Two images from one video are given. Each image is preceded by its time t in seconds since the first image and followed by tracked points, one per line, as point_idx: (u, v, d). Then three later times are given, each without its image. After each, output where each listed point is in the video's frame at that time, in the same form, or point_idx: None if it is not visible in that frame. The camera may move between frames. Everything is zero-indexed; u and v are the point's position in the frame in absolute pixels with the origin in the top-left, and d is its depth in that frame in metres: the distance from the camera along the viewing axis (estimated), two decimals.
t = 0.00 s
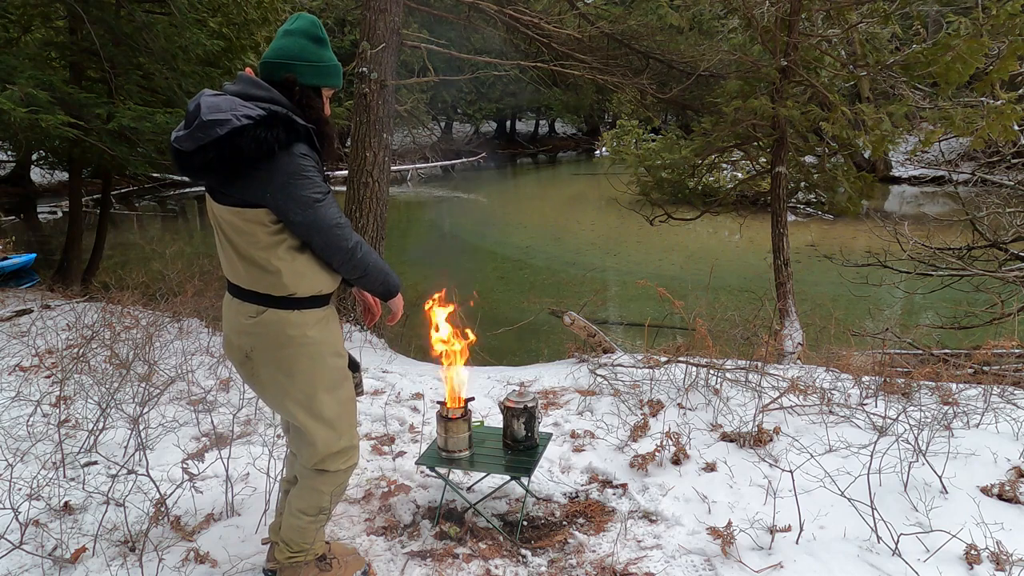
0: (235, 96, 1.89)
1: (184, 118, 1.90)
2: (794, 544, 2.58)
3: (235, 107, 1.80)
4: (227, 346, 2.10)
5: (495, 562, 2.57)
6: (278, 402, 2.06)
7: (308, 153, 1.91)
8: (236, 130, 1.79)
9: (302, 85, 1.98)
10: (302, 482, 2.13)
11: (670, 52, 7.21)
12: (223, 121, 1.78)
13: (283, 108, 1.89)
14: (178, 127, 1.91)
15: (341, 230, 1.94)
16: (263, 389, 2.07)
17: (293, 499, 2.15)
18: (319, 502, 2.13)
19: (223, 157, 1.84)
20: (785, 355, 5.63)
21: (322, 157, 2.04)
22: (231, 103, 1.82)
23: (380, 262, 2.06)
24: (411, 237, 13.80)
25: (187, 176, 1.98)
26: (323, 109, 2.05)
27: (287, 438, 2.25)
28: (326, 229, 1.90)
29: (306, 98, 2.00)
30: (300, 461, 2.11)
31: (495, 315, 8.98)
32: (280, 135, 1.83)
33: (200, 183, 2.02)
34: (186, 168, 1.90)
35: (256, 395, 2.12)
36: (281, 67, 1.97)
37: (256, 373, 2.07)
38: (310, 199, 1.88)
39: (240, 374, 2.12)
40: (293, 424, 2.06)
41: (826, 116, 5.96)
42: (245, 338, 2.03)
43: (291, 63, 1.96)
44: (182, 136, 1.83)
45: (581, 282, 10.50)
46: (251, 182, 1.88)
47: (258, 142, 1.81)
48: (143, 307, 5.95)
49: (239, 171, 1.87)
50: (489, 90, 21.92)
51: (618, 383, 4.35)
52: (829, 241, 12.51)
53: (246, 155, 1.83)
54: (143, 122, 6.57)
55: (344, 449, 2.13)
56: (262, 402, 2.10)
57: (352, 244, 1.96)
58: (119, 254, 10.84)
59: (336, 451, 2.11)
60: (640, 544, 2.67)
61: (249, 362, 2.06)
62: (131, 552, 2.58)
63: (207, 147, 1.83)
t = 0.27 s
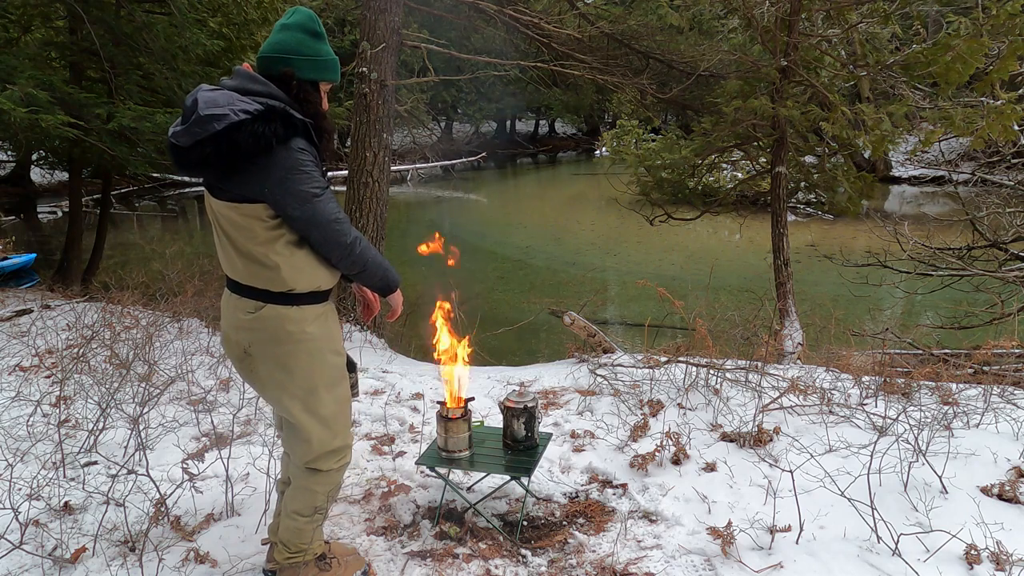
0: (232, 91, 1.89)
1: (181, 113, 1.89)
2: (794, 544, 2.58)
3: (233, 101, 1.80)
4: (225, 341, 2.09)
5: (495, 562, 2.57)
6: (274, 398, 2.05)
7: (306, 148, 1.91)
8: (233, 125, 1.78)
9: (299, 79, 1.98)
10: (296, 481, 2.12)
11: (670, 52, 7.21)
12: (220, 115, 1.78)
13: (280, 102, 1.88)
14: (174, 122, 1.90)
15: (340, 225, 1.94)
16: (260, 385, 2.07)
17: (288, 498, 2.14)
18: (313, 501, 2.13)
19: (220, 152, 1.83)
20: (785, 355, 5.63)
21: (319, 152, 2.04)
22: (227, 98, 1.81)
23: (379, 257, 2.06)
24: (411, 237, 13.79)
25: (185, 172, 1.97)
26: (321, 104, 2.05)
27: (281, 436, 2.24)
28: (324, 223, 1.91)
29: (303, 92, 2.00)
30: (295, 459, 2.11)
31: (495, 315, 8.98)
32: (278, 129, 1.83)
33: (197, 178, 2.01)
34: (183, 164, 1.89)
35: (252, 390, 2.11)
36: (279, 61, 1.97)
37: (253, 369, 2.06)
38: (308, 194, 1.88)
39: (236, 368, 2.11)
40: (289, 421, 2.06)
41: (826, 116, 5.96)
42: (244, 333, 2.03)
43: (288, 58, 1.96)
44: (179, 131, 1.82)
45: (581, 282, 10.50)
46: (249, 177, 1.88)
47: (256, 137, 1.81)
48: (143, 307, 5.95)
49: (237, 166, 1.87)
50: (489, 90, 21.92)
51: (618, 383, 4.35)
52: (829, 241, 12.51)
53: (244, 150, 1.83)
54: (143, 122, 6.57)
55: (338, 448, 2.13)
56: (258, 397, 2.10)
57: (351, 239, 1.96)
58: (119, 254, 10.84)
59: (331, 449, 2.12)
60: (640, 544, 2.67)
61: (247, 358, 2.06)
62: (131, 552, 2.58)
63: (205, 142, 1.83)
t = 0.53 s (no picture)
0: (231, 92, 1.88)
1: (179, 113, 1.89)
2: (794, 544, 2.58)
3: (231, 102, 1.79)
4: (223, 343, 2.10)
5: (495, 562, 2.57)
6: (272, 400, 2.05)
7: (304, 149, 1.91)
8: (232, 126, 1.78)
9: (299, 80, 1.98)
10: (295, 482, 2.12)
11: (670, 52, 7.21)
12: (218, 116, 1.78)
13: (278, 103, 1.88)
14: (172, 122, 1.90)
15: (337, 227, 1.94)
16: (258, 387, 2.07)
17: (288, 499, 2.14)
18: (312, 503, 2.13)
19: (218, 152, 1.83)
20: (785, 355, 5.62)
21: (318, 154, 2.04)
22: (226, 98, 1.81)
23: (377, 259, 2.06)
24: (411, 237, 13.80)
25: (182, 172, 1.97)
26: (320, 105, 2.06)
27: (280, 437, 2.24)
28: (322, 225, 1.91)
29: (302, 93, 2.00)
30: (294, 460, 2.11)
31: (495, 315, 8.98)
32: (276, 131, 1.83)
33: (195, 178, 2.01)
34: (181, 164, 1.89)
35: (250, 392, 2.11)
36: (278, 62, 1.97)
37: (251, 371, 2.06)
38: (306, 196, 1.88)
39: (234, 370, 2.12)
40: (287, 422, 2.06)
41: (826, 116, 5.96)
42: (241, 334, 2.03)
43: (288, 59, 1.96)
44: (177, 131, 1.82)
45: (581, 282, 10.50)
46: (247, 178, 1.88)
47: (254, 138, 1.81)
48: (143, 307, 5.95)
49: (235, 166, 1.86)
50: (490, 91, 21.92)
51: (618, 383, 4.35)
52: (829, 241, 12.51)
53: (242, 150, 1.83)
54: (143, 122, 6.57)
55: (337, 449, 2.13)
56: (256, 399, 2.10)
57: (348, 241, 1.96)
58: (119, 254, 10.84)
59: (330, 451, 2.11)
60: (640, 544, 2.67)
61: (245, 360, 2.06)
62: (131, 552, 2.58)
63: (203, 143, 1.82)
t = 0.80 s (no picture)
0: (231, 92, 1.88)
1: (179, 113, 1.89)
2: (794, 544, 2.58)
3: (230, 103, 1.79)
4: (221, 345, 2.10)
5: (495, 562, 2.57)
6: (271, 401, 2.06)
7: (303, 150, 1.91)
8: (231, 127, 1.78)
9: (299, 81, 1.98)
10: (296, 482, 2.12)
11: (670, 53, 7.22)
12: (217, 117, 1.78)
13: (278, 104, 1.88)
14: (172, 122, 1.90)
15: (337, 229, 1.94)
16: (256, 388, 2.07)
17: (288, 499, 2.15)
18: (313, 502, 2.13)
19: (217, 153, 1.83)
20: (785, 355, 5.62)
21: (317, 155, 2.04)
22: (225, 98, 1.81)
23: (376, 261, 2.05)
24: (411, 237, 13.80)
25: (182, 172, 1.97)
26: (320, 106, 2.06)
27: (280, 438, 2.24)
28: (321, 227, 1.91)
29: (302, 94, 2.00)
30: (293, 461, 2.11)
31: (495, 315, 8.98)
32: (275, 132, 1.83)
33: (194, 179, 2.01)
34: (180, 164, 1.89)
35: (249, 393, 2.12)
36: (278, 62, 1.96)
37: (249, 371, 2.06)
38: (305, 198, 1.88)
39: (233, 372, 2.12)
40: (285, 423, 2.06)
41: (825, 116, 5.96)
42: (239, 335, 2.03)
43: (287, 59, 1.96)
44: (176, 131, 1.82)
45: (581, 282, 10.50)
46: (245, 179, 1.88)
47: (253, 139, 1.81)
48: (143, 307, 5.95)
49: (234, 167, 1.86)
50: (490, 91, 21.92)
51: (617, 383, 4.35)
52: (829, 241, 12.52)
53: (241, 151, 1.83)
54: (143, 122, 6.57)
55: (337, 448, 2.13)
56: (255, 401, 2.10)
57: (347, 243, 1.96)
58: (119, 254, 10.84)
59: (330, 451, 2.11)
60: (640, 544, 2.67)
61: (242, 361, 2.06)
62: (132, 552, 2.58)
63: (202, 144, 1.82)
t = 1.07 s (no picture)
0: (230, 93, 1.88)
1: (177, 112, 1.89)
2: (794, 544, 2.58)
3: (230, 103, 1.80)
4: (216, 348, 2.10)
5: (495, 562, 2.57)
6: (268, 404, 2.06)
7: (302, 152, 1.91)
8: (231, 127, 1.78)
9: (299, 83, 1.98)
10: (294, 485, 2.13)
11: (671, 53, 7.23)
12: (217, 116, 1.78)
13: (278, 106, 1.88)
14: (170, 122, 1.90)
15: (335, 232, 1.94)
16: (252, 391, 2.07)
17: (287, 502, 2.14)
18: (312, 504, 2.13)
19: (215, 154, 1.83)
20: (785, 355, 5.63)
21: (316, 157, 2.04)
22: (225, 99, 1.81)
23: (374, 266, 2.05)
24: (411, 237, 13.80)
25: (179, 172, 1.97)
26: (320, 108, 2.06)
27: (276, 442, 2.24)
28: (319, 230, 1.91)
29: (302, 95, 2.00)
30: (291, 464, 2.11)
31: (495, 315, 8.98)
32: (274, 133, 1.84)
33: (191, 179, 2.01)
34: (178, 164, 1.89)
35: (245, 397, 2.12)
36: (278, 63, 1.96)
37: (245, 375, 2.06)
38: (303, 199, 1.88)
39: (228, 375, 2.12)
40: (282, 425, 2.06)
41: (825, 116, 5.96)
42: (235, 339, 2.03)
43: (288, 60, 1.96)
44: (174, 130, 1.82)
45: (582, 282, 10.50)
46: (244, 180, 1.88)
47: (252, 140, 1.81)
48: (143, 307, 5.95)
49: (233, 168, 1.86)
50: (490, 91, 21.92)
51: (617, 383, 4.35)
52: (829, 241, 12.51)
53: (239, 152, 1.83)
54: (143, 122, 6.57)
55: (334, 450, 2.14)
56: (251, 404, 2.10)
57: (345, 246, 1.96)
58: (119, 254, 10.84)
59: (327, 453, 2.12)
60: (640, 543, 2.67)
61: (238, 364, 2.06)
62: (132, 552, 2.58)
63: (200, 144, 1.82)
